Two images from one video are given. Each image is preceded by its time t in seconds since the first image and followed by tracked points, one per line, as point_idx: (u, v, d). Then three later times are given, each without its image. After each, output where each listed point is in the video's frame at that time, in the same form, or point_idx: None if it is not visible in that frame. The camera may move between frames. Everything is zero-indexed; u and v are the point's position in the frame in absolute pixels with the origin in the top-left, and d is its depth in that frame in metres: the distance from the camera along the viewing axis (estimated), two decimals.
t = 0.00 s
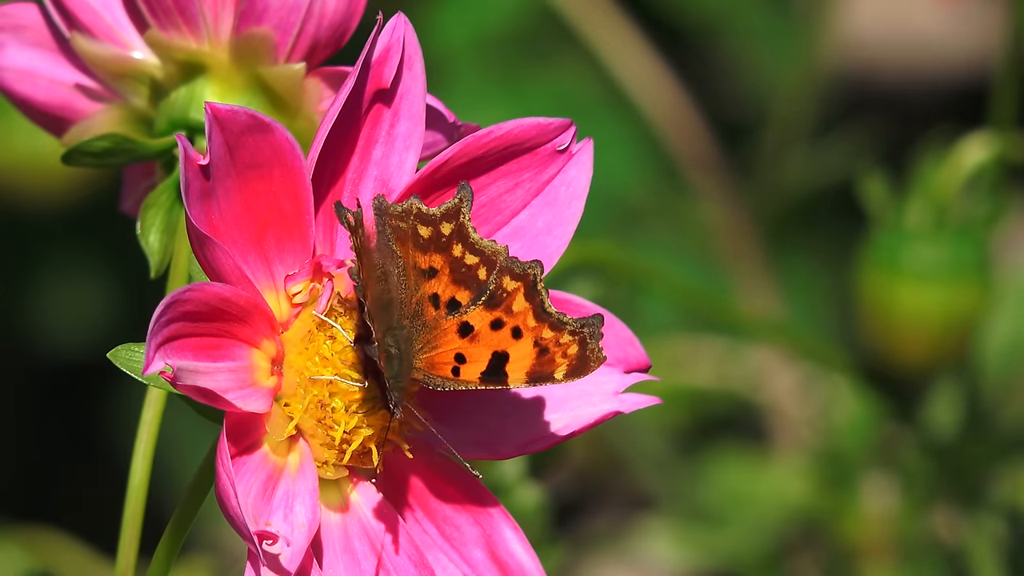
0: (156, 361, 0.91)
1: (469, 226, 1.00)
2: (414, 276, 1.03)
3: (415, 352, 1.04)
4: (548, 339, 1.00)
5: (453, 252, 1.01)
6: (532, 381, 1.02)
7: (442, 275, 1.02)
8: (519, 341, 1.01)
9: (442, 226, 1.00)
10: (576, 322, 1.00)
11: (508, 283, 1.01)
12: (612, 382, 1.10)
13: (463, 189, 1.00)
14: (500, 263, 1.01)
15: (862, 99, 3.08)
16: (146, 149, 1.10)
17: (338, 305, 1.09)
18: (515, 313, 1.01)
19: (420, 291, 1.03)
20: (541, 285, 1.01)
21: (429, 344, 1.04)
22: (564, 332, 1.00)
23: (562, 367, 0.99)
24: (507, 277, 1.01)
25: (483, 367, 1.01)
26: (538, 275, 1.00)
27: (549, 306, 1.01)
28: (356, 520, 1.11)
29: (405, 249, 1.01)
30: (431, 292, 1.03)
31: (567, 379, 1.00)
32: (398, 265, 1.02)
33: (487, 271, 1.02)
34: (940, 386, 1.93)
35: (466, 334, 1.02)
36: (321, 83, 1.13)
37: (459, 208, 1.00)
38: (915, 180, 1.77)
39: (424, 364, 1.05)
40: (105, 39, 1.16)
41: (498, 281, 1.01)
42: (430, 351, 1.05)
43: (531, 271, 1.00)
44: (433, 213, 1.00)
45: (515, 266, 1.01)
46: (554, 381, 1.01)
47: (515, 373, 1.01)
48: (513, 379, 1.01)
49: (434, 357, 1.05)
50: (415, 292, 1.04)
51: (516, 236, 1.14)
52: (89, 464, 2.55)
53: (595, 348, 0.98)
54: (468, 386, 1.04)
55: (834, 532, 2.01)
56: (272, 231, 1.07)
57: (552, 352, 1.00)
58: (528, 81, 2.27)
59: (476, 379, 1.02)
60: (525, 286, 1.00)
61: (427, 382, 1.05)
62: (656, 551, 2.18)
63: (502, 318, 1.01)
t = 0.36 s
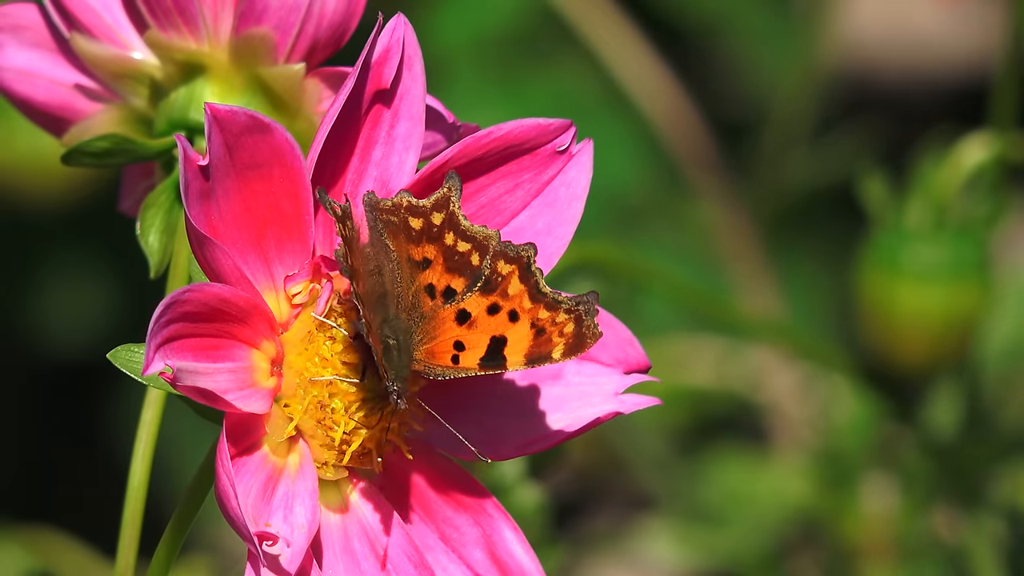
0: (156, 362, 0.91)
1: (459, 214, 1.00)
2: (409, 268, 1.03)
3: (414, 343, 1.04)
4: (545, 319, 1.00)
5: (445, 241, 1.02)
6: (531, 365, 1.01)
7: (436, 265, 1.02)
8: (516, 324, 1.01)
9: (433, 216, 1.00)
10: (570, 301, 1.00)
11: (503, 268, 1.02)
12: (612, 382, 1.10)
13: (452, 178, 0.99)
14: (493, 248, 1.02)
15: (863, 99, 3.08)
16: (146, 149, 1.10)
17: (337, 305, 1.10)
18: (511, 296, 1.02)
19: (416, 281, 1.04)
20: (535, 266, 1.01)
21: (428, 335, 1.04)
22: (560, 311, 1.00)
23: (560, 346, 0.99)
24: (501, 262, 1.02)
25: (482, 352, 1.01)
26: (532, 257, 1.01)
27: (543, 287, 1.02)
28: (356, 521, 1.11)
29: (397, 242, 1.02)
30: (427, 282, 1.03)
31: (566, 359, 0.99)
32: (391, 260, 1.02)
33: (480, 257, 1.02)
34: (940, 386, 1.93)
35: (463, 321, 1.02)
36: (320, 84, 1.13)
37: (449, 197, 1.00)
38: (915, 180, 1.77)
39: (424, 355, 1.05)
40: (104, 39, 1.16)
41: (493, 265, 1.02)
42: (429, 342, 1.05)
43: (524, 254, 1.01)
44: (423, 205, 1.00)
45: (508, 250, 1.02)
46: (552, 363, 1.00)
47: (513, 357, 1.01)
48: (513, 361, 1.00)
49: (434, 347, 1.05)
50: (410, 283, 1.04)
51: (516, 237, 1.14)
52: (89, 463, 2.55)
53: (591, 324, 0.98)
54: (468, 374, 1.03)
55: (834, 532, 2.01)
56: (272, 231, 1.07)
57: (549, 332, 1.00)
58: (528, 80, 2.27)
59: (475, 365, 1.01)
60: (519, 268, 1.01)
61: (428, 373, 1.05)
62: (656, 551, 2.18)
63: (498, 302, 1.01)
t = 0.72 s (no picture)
0: (156, 362, 0.91)
1: (486, 241, 1.01)
2: (425, 283, 1.04)
3: (415, 356, 1.04)
4: (547, 363, 1.00)
5: (467, 264, 1.02)
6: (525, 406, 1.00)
7: (453, 286, 1.03)
8: (518, 361, 1.00)
9: (460, 237, 1.01)
10: (577, 351, 0.99)
11: (516, 303, 1.01)
12: (612, 382, 1.10)
13: (488, 204, 1.01)
14: (512, 282, 1.01)
15: (862, 99, 3.08)
16: (146, 149, 1.10)
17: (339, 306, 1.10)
18: (518, 334, 1.01)
19: (429, 298, 1.04)
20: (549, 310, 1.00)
21: (429, 352, 1.04)
22: (563, 360, 0.99)
23: (556, 394, 0.98)
24: (516, 297, 1.01)
25: (480, 382, 1.01)
26: (547, 299, 1.00)
27: (553, 333, 1.01)
28: (357, 520, 1.11)
29: (421, 253, 1.03)
30: (440, 301, 1.04)
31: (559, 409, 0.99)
32: (412, 270, 1.03)
33: (497, 288, 1.02)
34: (940, 386, 1.93)
35: (466, 347, 1.02)
36: (321, 84, 1.13)
37: (480, 221, 1.01)
38: (916, 180, 1.77)
39: (422, 372, 1.04)
40: (106, 39, 1.16)
41: (508, 299, 1.01)
42: (429, 359, 1.04)
43: (539, 296, 1.00)
44: (455, 224, 1.02)
45: (526, 288, 1.01)
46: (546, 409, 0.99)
47: (509, 394, 1.00)
48: (507, 400, 1.00)
49: (432, 367, 1.04)
50: (424, 299, 1.04)
51: (517, 236, 1.14)
52: (89, 463, 2.55)
53: (591, 380, 0.98)
54: (461, 400, 1.03)
55: (834, 532, 2.01)
56: (273, 231, 1.07)
57: (548, 378, 1.00)
58: (528, 81, 2.27)
59: (471, 394, 1.01)
60: (533, 308, 1.00)
61: (423, 391, 1.05)
62: (656, 551, 2.18)
63: (505, 337, 1.01)
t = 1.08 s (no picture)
0: (156, 361, 0.91)
1: (492, 253, 1.02)
2: (428, 290, 1.04)
3: (414, 361, 1.04)
4: (547, 380, 1.00)
5: (471, 274, 1.03)
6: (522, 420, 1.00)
7: (456, 295, 1.03)
8: (518, 375, 1.00)
9: (466, 246, 1.02)
10: (578, 369, 0.99)
11: (519, 318, 1.01)
12: (612, 382, 1.10)
13: (496, 216, 1.02)
14: (516, 296, 1.02)
15: (863, 99, 3.08)
16: (146, 149, 1.10)
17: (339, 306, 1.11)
18: (520, 347, 1.01)
19: (432, 305, 1.04)
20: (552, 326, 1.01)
21: (428, 360, 1.04)
22: (564, 377, 0.99)
23: (555, 411, 0.98)
24: (519, 311, 1.02)
25: (478, 394, 1.01)
26: (550, 316, 1.00)
27: (555, 350, 1.01)
28: (357, 520, 1.11)
29: (426, 261, 1.03)
30: (442, 309, 1.03)
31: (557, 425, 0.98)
32: (416, 276, 1.03)
33: (501, 301, 1.02)
34: (940, 386, 1.93)
35: (466, 357, 1.02)
36: (321, 84, 1.13)
37: (488, 232, 1.02)
38: (916, 180, 1.77)
39: (420, 378, 1.04)
40: (105, 39, 1.16)
41: (512, 313, 1.02)
42: (427, 367, 1.04)
43: (544, 311, 1.00)
44: (461, 234, 1.03)
45: (530, 303, 1.01)
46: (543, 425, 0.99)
47: (506, 408, 1.00)
48: (505, 413, 1.00)
49: (431, 375, 1.04)
50: (426, 305, 1.04)
51: (517, 236, 1.14)
52: (89, 463, 2.55)
53: (590, 399, 0.97)
54: (458, 411, 1.03)
55: (834, 532, 2.01)
56: (272, 231, 1.07)
57: (547, 395, 0.99)
58: (527, 81, 2.27)
59: (468, 404, 1.01)
60: (535, 324, 1.00)
61: (420, 399, 1.05)
62: (656, 551, 2.18)
63: (506, 350, 1.01)
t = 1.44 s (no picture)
0: (155, 361, 0.91)
1: (489, 252, 1.02)
2: (425, 290, 1.04)
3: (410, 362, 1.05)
4: (540, 381, 0.99)
5: (468, 274, 1.03)
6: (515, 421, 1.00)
7: (453, 295, 1.03)
8: (512, 376, 1.00)
9: (464, 246, 1.02)
10: (570, 370, 0.98)
11: (514, 318, 1.01)
12: (611, 381, 1.10)
13: (493, 215, 1.02)
14: (511, 296, 1.02)
15: (864, 99, 3.08)
16: (145, 149, 1.10)
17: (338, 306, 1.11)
18: (514, 348, 1.01)
19: (428, 305, 1.05)
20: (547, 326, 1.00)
21: (425, 359, 1.04)
22: (557, 378, 0.98)
23: (547, 412, 0.97)
24: (514, 312, 1.01)
25: (472, 394, 1.01)
26: (544, 316, 1.00)
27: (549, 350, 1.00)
28: (355, 519, 1.11)
29: (423, 260, 1.03)
30: (439, 309, 1.04)
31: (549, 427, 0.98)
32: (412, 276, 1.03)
33: (497, 301, 1.02)
34: (940, 386, 1.93)
35: (461, 357, 1.02)
36: (320, 84, 1.13)
37: (484, 232, 1.02)
38: (916, 180, 1.77)
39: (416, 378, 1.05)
40: (104, 39, 1.16)
41: (507, 313, 1.01)
42: (424, 367, 1.04)
43: (538, 312, 1.00)
44: (458, 233, 1.02)
45: (525, 303, 1.02)
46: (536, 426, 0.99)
47: (499, 408, 1.00)
48: (497, 413, 1.00)
49: (428, 374, 1.05)
50: (423, 305, 1.05)
51: (515, 236, 1.14)
52: (89, 463, 2.55)
53: (582, 400, 0.96)
54: (453, 411, 1.03)
55: (834, 532, 2.01)
56: (271, 231, 1.07)
57: (540, 395, 0.99)
58: (527, 81, 2.27)
59: (462, 405, 1.01)
60: (530, 324, 1.00)
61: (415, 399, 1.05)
62: (656, 551, 2.18)
63: (501, 350, 1.01)
